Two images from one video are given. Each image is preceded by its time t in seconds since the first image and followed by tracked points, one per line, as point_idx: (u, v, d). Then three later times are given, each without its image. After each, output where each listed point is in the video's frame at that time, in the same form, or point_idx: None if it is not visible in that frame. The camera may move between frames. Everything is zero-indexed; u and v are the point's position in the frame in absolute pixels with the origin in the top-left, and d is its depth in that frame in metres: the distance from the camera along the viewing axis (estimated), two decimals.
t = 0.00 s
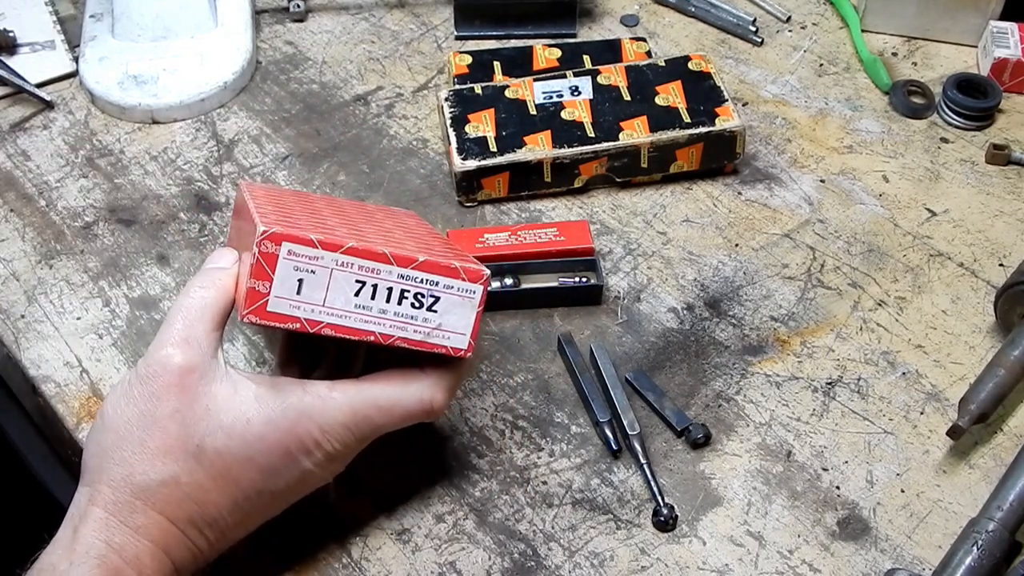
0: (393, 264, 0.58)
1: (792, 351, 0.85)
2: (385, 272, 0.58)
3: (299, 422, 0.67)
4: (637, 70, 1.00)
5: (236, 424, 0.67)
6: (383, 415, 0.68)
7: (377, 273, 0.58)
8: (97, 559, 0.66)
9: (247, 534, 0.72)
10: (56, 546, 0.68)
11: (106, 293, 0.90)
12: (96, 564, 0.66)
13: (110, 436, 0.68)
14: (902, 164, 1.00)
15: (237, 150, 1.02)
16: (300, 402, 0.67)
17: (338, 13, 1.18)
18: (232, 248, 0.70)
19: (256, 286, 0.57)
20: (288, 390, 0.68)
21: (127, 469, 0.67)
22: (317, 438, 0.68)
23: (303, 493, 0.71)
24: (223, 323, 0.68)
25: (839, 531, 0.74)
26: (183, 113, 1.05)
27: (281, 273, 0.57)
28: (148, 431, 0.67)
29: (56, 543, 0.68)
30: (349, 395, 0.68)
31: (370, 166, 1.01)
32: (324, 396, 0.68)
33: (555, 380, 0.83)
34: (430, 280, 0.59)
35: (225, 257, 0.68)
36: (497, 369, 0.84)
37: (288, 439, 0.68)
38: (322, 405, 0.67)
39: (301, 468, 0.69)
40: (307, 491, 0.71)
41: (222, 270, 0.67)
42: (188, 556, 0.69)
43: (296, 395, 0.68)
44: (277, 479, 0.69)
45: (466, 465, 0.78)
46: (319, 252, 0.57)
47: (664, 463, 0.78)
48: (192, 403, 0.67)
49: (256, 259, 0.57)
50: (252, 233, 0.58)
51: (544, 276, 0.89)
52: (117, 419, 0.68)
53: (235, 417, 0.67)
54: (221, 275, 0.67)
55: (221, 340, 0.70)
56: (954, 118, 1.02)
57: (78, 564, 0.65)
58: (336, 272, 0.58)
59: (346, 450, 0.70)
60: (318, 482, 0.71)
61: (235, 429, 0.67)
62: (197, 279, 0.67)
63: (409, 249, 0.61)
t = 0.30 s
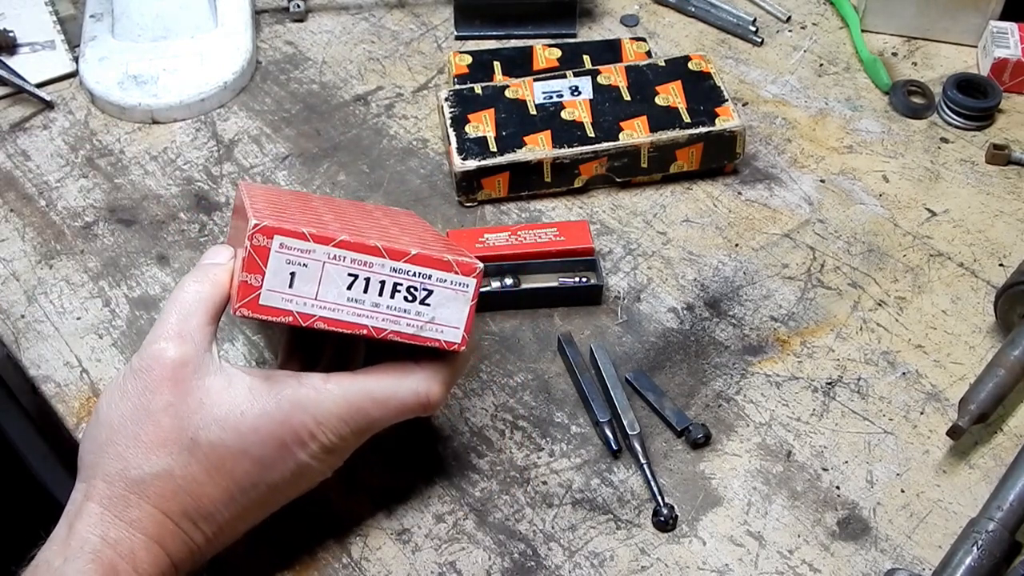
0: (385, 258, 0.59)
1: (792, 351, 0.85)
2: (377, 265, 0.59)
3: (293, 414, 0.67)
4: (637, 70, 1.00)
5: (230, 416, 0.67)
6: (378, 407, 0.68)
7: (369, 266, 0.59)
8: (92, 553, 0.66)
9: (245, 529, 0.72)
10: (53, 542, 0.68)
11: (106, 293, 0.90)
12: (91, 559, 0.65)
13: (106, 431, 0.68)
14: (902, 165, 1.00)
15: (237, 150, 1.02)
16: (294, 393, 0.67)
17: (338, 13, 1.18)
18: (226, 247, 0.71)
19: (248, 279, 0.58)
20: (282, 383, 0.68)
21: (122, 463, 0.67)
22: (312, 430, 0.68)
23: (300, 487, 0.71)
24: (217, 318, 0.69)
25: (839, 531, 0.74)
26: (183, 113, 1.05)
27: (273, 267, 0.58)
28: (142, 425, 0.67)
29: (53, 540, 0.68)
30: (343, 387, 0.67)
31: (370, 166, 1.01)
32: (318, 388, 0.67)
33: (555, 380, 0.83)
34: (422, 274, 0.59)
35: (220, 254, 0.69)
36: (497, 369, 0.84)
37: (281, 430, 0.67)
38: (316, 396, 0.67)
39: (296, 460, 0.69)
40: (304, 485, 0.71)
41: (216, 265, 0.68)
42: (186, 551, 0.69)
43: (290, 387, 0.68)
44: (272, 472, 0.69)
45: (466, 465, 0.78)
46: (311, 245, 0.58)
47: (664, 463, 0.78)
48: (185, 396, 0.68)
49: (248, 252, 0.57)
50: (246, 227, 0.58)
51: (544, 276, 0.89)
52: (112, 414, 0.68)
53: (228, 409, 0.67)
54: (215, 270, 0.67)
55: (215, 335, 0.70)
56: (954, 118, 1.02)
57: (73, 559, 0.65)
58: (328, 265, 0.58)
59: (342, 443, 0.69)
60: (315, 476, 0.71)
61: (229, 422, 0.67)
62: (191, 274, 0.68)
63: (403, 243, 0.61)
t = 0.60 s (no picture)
0: (384, 255, 0.59)
1: (792, 351, 0.85)
2: (376, 263, 0.59)
3: (292, 412, 0.67)
4: (637, 70, 1.00)
5: (229, 414, 0.67)
6: (377, 405, 0.68)
7: (368, 264, 0.59)
8: (90, 551, 0.65)
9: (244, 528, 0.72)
10: (51, 541, 0.68)
11: (106, 293, 0.90)
12: (89, 557, 0.65)
13: (104, 429, 0.68)
14: (902, 165, 1.00)
15: (237, 150, 1.02)
16: (293, 391, 0.67)
17: (338, 13, 1.18)
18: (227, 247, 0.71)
19: (246, 276, 0.58)
20: (280, 381, 0.68)
21: (120, 460, 0.67)
22: (311, 427, 0.68)
23: (298, 485, 0.71)
24: (216, 317, 0.69)
25: (839, 531, 0.74)
26: (183, 113, 1.05)
27: (272, 264, 0.58)
28: (141, 423, 0.67)
29: (51, 538, 0.68)
30: (342, 385, 0.67)
31: (370, 166, 1.01)
32: (317, 386, 0.67)
33: (555, 380, 0.83)
34: (421, 271, 0.59)
35: (220, 253, 0.70)
36: (497, 369, 0.84)
37: (281, 428, 0.67)
38: (315, 394, 0.67)
39: (295, 458, 0.69)
40: (303, 483, 0.71)
41: (216, 264, 0.68)
42: (184, 549, 0.69)
43: (289, 385, 0.68)
44: (271, 470, 0.69)
45: (466, 465, 0.78)
46: (309, 242, 0.58)
47: (664, 463, 0.78)
48: (184, 394, 0.68)
49: (247, 249, 0.57)
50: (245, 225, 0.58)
51: (544, 276, 0.89)
52: (110, 412, 0.68)
53: (227, 407, 0.67)
54: (215, 269, 0.68)
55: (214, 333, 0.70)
56: (954, 118, 1.02)
57: (71, 557, 0.65)
58: (327, 263, 0.58)
59: (340, 441, 0.69)
60: (314, 474, 0.71)
61: (227, 419, 0.67)
62: (191, 273, 0.68)
63: (402, 241, 0.61)
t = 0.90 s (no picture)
0: (378, 250, 0.59)
1: (792, 351, 0.85)
2: (371, 258, 0.59)
3: (289, 407, 0.67)
4: (637, 70, 1.00)
5: (225, 409, 0.67)
6: (373, 400, 0.68)
7: (362, 259, 0.59)
8: (87, 548, 0.65)
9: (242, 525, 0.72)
10: (48, 537, 0.67)
11: (106, 293, 0.90)
12: (86, 553, 0.65)
13: (101, 425, 0.68)
14: (902, 165, 1.00)
15: (237, 150, 1.02)
16: (290, 386, 0.67)
17: (338, 13, 1.18)
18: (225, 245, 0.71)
19: (241, 272, 0.58)
20: (277, 376, 0.68)
21: (117, 457, 0.67)
22: (308, 422, 0.68)
23: (296, 482, 0.71)
24: (213, 313, 0.69)
25: (839, 531, 0.74)
26: (183, 113, 1.05)
27: (266, 259, 0.58)
28: (138, 419, 0.67)
29: (48, 535, 0.68)
30: (339, 380, 0.67)
31: (370, 166, 1.01)
32: (314, 381, 0.67)
33: (555, 380, 0.83)
34: (416, 266, 0.59)
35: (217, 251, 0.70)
36: (497, 369, 0.84)
37: (277, 422, 0.67)
38: (312, 389, 0.67)
39: (292, 454, 0.69)
40: (300, 479, 0.71)
41: (213, 261, 0.68)
42: (182, 545, 0.69)
43: (286, 380, 0.68)
44: (268, 466, 0.69)
45: (466, 465, 0.78)
46: (303, 237, 0.58)
47: (664, 463, 0.78)
48: (181, 389, 0.68)
49: (241, 245, 0.58)
50: (240, 221, 0.59)
51: (544, 276, 0.89)
52: (108, 408, 0.68)
53: (224, 403, 0.67)
54: (212, 265, 0.68)
55: (211, 330, 0.70)
56: (954, 118, 1.02)
57: (68, 554, 0.65)
58: (322, 258, 0.58)
59: (338, 437, 0.69)
60: (311, 470, 0.71)
61: (224, 415, 0.67)
62: (188, 269, 0.69)
63: (397, 236, 0.61)
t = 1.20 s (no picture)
0: (376, 251, 0.59)
1: (792, 351, 0.85)
2: (369, 258, 0.59)
3: (287, 406, 0.67)
4: (637, 70, 1.00)
5: (223, 409, 0.67)
6: (372, 400, 0.68)
7: (360, 259, 0.59)
8: (84, 547, 0.65)
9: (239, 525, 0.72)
10: (46, 537, 0.68)
11: (106, 293, 0.90)
12: (83, 553, 0.65)
13: (99, 425, 0.68)
14: (902, 165, 1.00)
15: (237, 150, 1.02)
16: (288, 386, 0.67)
17: (338, 13, 1.18)
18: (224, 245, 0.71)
19: (239, 272, 0.58)
20: (275, 376, 0.68)
21: (115, 456, 0.67)
22: (305, 422, 0.68)
23: (294, 482, 0.71)
24: (212, 313, 0.69)
25: (839, 531, 0.74)
26: (183, 113, 1.05)
27: (264, 259, 0.58)
28: (136, 419, 0.67)
29: (46, 534, 0.68)
30: (337, 380, 0.67)
31: (370, 166, 1.01)
32: (312, 381, 0.67)
33: (555, 380, 0.83)
34: (414, 266, 0.59)
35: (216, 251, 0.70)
36: (497, 369, 0.84)
37: (275, 422, 0.67)
38: (310, 389, 0.67)
39: (290, 454, 0.69)
40: (298, 479, 0.71)
41: (212, 261, 0.69)
42: (180, 545, 0.69)
43: (284, 380, 0.68)
44: (266, 466, 0.69)
45: (466, 465, 0.78)
46: (301, 238, 0.58)
47: (664, 463, 0.78)
48: (179, 389, 0.68)
49: (239, 245, 0.58)
50: (238, 221, 0.59)
51: (544, 276, 0.89)
52: (106, 408, 0.68)
53: (222, 403, 0.67)
54: (211, 265, 0.68)
55: (210, 330, 0.70)
56: (954, 118, 1.02)
57: (66, 553, 0.65)
58: (319, 258, 0.58)
59: (336, 436, 0.69)
60: (309, 470, 0.71)
61: (222, 415, 0.67)
62: (187, 270, 0.69)
63: (396, 237, 0.61)
